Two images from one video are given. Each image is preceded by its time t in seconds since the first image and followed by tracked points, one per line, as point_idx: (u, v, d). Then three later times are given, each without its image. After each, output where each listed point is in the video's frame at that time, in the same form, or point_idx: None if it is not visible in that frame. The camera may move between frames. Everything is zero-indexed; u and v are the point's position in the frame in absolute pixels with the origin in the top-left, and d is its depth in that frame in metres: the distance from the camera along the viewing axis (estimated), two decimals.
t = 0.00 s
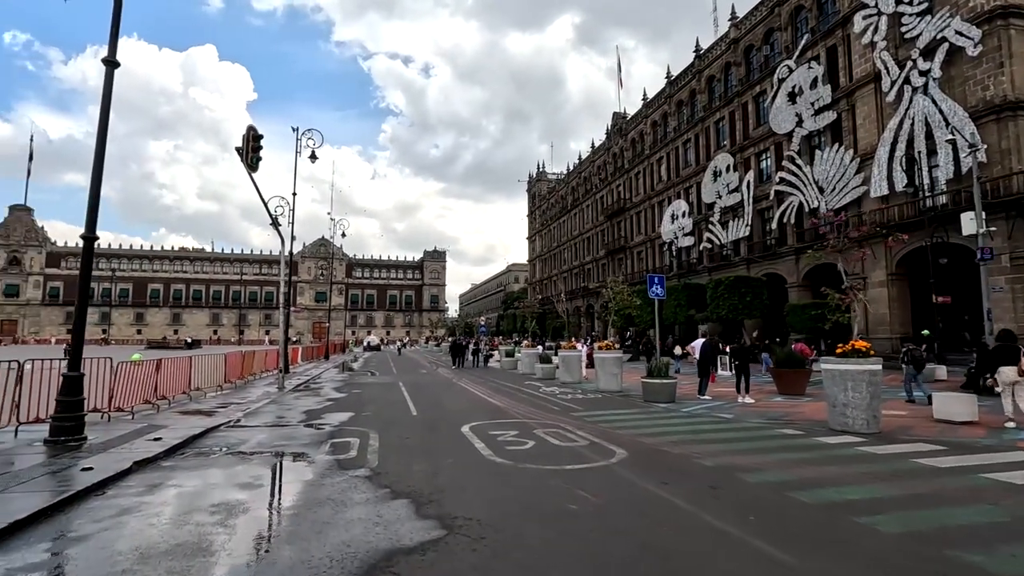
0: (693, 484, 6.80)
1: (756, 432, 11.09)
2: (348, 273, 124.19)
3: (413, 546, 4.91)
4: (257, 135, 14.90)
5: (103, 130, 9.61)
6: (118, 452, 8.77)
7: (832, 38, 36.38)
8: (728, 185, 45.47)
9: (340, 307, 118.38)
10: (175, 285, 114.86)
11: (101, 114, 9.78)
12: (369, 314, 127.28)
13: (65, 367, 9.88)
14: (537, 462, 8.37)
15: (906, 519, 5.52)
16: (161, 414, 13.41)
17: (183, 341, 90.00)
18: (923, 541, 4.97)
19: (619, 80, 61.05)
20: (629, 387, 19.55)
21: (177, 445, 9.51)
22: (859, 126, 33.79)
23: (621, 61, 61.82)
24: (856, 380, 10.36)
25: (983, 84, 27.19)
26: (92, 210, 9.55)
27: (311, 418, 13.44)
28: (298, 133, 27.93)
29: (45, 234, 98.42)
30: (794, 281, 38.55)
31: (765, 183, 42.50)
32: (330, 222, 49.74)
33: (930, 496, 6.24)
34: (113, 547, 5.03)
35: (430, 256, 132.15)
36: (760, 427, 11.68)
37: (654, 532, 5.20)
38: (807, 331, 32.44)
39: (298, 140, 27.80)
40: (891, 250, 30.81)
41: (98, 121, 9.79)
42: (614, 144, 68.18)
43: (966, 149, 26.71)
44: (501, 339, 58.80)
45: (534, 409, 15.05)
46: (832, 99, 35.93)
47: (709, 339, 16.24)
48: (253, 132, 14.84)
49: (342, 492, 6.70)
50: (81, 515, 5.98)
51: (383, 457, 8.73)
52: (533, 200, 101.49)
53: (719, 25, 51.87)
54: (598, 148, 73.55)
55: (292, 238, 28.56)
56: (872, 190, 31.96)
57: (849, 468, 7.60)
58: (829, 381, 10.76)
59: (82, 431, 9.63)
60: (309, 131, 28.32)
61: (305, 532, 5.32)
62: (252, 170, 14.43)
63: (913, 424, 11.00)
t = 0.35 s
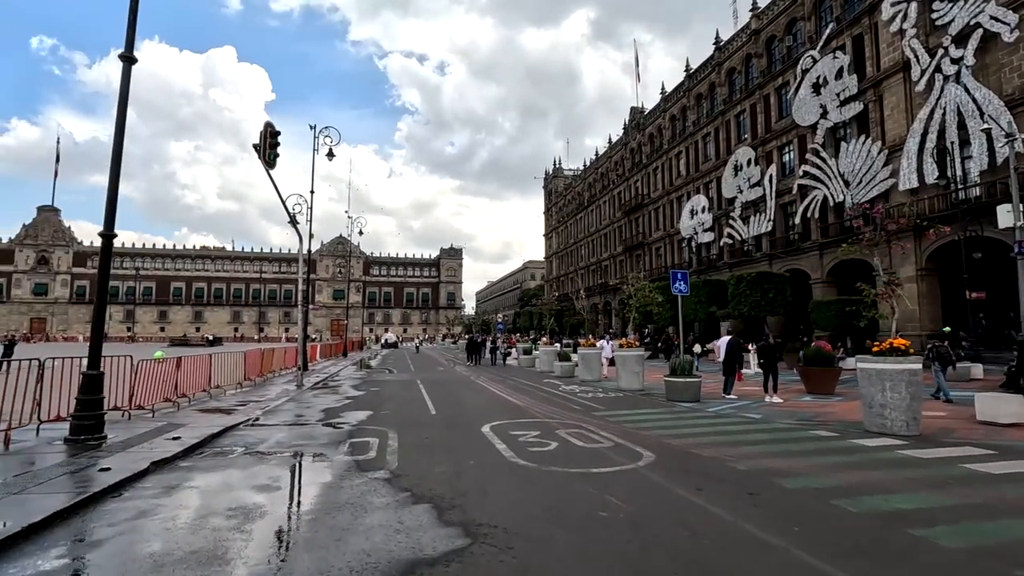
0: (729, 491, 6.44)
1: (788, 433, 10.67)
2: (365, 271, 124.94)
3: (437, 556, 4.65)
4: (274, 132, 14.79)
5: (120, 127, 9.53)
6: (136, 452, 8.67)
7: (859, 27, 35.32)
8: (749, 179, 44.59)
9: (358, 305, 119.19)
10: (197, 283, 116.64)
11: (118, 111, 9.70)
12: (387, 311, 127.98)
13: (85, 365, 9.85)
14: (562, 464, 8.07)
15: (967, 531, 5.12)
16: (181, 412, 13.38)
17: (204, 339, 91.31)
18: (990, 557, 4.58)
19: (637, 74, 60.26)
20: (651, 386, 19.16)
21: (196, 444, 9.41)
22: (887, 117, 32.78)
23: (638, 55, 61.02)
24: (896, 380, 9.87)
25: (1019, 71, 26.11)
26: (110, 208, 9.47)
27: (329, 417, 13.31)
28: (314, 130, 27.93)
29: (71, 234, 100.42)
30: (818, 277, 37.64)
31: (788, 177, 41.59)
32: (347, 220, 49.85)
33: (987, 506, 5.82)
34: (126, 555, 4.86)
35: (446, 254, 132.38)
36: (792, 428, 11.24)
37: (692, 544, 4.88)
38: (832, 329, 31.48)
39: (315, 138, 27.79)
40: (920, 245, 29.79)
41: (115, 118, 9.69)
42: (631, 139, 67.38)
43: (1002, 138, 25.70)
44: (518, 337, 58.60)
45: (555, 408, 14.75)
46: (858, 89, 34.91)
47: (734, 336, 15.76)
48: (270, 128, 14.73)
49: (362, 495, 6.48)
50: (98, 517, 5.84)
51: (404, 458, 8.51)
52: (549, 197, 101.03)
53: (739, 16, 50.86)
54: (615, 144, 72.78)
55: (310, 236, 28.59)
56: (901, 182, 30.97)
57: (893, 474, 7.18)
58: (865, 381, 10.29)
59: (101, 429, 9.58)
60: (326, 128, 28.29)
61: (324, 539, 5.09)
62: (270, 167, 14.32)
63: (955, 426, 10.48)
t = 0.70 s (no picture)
0: (758, 497, 6.11)
1: (813, 435, 10.26)
2: (376, 271, 125.40)
3: (452, 567, 4.38)
4: (284, 128, 14.61)
5: (128, 121, 9.35)
6: (143, 452, 8.48)
7: (878, 19, 34.55)
8: (765, 175, 43.87)
9: (370, 304, 119.68)
10: (211, 283, 117.68)
11: (126, 106, 9.54)
12: (398, 311, 128.24)
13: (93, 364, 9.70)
14: (580, 467, 7.77)
15: (1022, 543, 4.75)
16: (191, 412, 13.25)
17: (218, 338, 92.05)
18: None
19: (649, 71, 59.61)
20: (667, 385, 18.75)
21: (204, 445, 9.22)
22: (907, 110, 32.01)
23: (650, 51, 60.34)
24: (928, 379, 9.43)
25: None
26: (117, 204, 9.30)
27: (340, 416, 13.11)
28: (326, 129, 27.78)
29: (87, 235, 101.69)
30: (836, 274, 36.93)
31: (805, 173, 40.84)
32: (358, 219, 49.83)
33: None
34: (127, 562, 4.63)
35: (458, 253, 132.41)
36: (817, 429, 10.83)
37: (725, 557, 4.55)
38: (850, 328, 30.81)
39: (326, 137, 27.64)
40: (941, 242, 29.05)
41: (123, 113, 9.52)
42: (643, 136, 66.72)
43: None
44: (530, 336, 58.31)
45: (570, 408, 14.43)
46: (877, 82, 34.14)
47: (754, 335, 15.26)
48: (280, 124, 14.55)
49: (373, 500, 6.22)
50: (102, 521, 5.64)
51: (416, 460, 8.26)
52: (560, 195, 100.59)
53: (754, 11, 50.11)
54: (626, 141, 72.15)
55: (321, 235, 28.46)
56: (922, 177, 30.18)
57: (933, 480, 6.79)
58: (896, 381, 9.86)
59: (110, 429, 9.43)
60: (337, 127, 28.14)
61: (333, 547, 4.84)
62: (280, 164, 14.15)
63: (991, 428, 10.02)
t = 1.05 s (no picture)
0: (797, 509, 5.70)
1: (848, 438, 9.76)
2: (392, 269, 125.89)
3: None
4: (298, 125, 14.41)
5: (137, 118, 9.16)
6: (155, 454, 8.31)
7: (904, 6, 33.48)
8: (786, 169, 42.85)
9: (386, 303, 120.26)
10: (230, 282, 119.18)
11: (137, 101, 9.39)
12: (414, 309, 128.65)
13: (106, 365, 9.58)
14: (604, 473, 7.41)
15: None
16: (206, 412, 13.14)
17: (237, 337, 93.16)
18: None
19: (666, 65, 58.73)
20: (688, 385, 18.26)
21: (217, 447, 9.03)
22: (936, 100, 30.97)
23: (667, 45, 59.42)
24: (973, 381, 8.88)
25: None
26: (128, 203, 9.13)
27: (355, 417, 12.89)
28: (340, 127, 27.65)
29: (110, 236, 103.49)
30: (860, 271, 35.97)
31: (827, 166, 39.83)
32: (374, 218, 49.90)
33: None
34: None
35: (473, 251, 132.39)
36: (852, 432, 10.31)
37: None
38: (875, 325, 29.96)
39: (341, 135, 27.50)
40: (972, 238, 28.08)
41: (134, 108, 9.36)
42: (660, 131, 65.81)
43: None
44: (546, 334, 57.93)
45: (589, 409, 14.04)
46: (904, 72, 33.07)
47: (780, 333, 14.62)
48: (293, 121, 14.35)
49: (387, 508, 5.93)
50: (109, 529, 5.42)
51: (431, 465, 7.96)
52: (575, 192, 99.96)
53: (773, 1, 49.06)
54: (642, 137, 71.28)
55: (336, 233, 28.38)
56: (952, 169, 29.13)
57: (987, 490, 6.30)
58: (937, 382, 9.32)
59: (122, 431, 9.30)
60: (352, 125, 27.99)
61: (345, 561, 4.55)
62: (293, 161, 13.96)
63: None
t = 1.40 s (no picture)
0: (859, 519, 5.27)
1: (905, 439, 9.15)
2: (421, 265, 126.94)
3: None
4: (327, 119, 14.34)
5: (168, 112, 9.14)
6: (188, 449, 8.29)
7: None
8: (825, 158, 41.21)
9: (415, 299, 121.38)
10: (264, 279, 121.96)
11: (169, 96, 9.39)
12: (443, 305, 129.41)
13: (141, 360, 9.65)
14: (644, 474, 7.05)
15: None
16: (240, 407, 13.22)
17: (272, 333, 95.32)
18: None
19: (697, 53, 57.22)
20: (726, 382, 17.63)
21: (250, 443, 8.99)
22: (990, 82, 29.27)
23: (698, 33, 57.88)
24: None
25: None
26: (160, 199, 9.14)
27: (386, 413, 12.79)
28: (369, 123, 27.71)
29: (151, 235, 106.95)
30: (906, 263, 34.40)
31: (871, 154, 38.17)
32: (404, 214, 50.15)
33: None
34: None
35: (501, 247, 132.28)
36: (909, 433, 9.66)
37: None
38: (922, 319, 28.57)
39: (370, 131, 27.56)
40: None
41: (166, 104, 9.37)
42: (692, 122, 64.29)
43: None
44: (576, 329, 57.40)
45: (624, 406, 13.60)
46: (954, 53, 31.28)
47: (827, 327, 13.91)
48: (322, 115, 14.29)
49: (419, 509, 5.71)
50: (140, 526, 5.33)
51: (464, 464, 7.73)
52: (604, 186, 98.77)
53: None
54: (673, 128, 69.78)
55: (366, 229, 28.48)
56: (1008, 154, 27.44)
57: None
58: (1004, 381, 8.65)
59: (158, 425, 9.36)
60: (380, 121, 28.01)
61: (377, 567, 4.33)
62: (322, 155, 13.90)
63: None
